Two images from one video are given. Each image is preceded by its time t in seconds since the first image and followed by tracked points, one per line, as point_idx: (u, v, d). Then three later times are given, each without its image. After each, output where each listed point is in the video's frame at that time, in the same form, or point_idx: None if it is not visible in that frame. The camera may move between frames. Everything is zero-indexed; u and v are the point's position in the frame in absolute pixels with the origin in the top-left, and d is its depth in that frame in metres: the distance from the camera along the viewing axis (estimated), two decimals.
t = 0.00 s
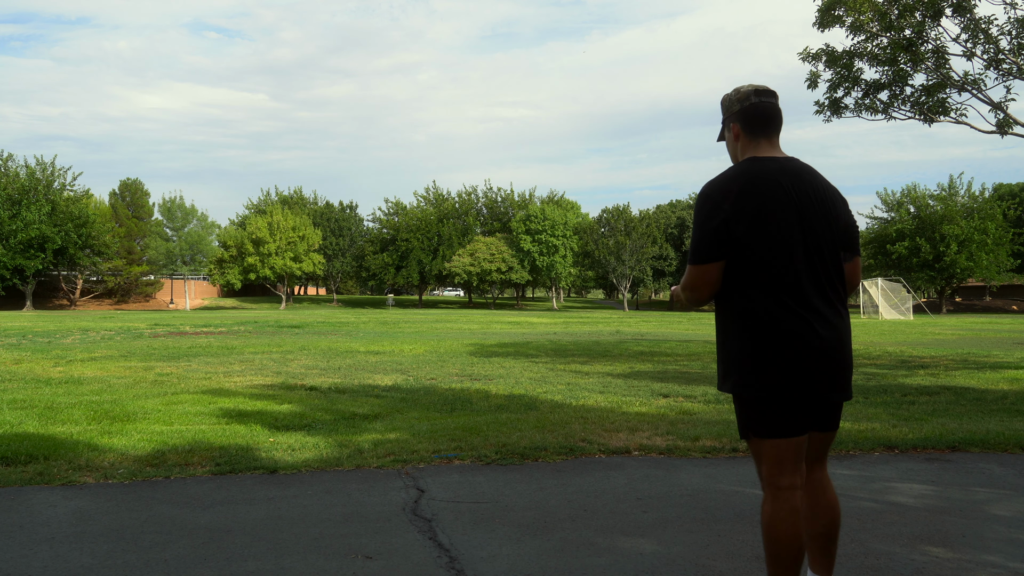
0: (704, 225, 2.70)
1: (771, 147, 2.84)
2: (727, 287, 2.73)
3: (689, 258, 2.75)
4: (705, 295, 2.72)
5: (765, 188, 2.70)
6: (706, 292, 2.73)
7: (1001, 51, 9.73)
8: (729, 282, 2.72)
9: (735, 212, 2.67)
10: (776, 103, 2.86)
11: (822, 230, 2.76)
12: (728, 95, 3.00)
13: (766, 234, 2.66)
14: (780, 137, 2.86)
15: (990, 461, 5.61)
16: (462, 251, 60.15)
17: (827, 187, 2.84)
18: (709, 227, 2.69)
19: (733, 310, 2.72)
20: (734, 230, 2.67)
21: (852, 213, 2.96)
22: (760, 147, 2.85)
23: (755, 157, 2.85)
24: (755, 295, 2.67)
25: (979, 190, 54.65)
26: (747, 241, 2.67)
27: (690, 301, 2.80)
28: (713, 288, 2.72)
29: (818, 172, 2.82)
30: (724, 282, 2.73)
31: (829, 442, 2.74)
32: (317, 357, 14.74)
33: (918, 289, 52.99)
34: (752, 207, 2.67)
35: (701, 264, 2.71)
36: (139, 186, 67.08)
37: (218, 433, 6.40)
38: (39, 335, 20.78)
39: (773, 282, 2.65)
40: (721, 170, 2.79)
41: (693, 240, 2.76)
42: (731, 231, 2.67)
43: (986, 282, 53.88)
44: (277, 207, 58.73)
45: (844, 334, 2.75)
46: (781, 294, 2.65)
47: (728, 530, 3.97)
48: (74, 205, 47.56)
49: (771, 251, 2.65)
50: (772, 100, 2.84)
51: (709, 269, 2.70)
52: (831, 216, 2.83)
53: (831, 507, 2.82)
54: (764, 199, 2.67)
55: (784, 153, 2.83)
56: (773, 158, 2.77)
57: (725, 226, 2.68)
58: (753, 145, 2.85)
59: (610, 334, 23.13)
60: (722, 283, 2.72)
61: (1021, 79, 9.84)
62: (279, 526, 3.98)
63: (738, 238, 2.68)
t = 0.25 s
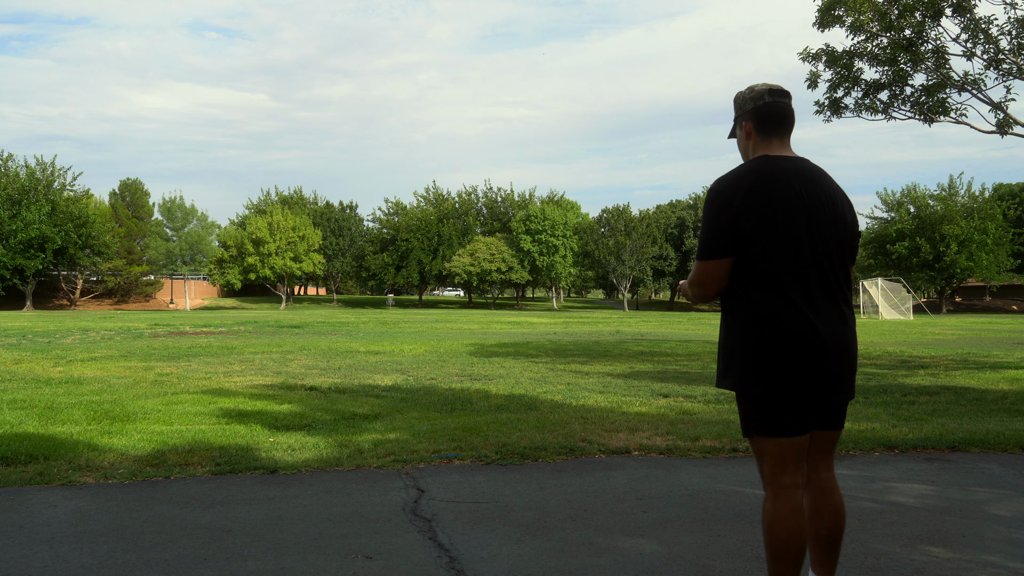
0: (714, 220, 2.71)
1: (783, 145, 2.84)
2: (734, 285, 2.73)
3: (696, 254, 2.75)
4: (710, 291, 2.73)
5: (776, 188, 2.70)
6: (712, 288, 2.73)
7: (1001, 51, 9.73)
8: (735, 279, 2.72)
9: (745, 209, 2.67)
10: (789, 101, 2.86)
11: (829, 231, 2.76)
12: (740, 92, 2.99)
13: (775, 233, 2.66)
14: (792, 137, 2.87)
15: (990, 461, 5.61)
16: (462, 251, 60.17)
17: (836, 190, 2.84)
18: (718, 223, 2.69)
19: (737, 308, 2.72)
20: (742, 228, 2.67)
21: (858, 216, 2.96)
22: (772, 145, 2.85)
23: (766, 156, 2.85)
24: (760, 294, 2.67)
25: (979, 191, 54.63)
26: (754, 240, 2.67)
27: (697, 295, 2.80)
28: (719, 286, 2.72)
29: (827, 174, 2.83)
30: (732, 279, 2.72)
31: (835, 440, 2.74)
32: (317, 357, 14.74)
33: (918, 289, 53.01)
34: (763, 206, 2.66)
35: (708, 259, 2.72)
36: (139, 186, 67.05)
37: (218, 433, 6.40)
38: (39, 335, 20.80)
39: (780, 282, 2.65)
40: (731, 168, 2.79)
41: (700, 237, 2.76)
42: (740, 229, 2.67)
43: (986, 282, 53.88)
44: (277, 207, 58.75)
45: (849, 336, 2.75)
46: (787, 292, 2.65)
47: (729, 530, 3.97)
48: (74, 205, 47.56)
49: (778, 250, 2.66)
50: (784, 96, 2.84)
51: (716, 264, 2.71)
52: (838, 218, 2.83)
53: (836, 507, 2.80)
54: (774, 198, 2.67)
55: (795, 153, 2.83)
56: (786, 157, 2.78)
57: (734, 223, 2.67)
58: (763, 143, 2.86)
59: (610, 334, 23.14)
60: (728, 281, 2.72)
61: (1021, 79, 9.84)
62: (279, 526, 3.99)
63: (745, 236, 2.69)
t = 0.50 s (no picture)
0: (722, 220, 2.71)
1: (791, 148, 2.84)
2: (742, 285, 2.72)
3: (705, 254, 2.75)
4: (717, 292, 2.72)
5: (785, 189, 2.70)
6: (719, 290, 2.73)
7: (1001, 51, 9.72)
8: (744, 280, 2.71)
9: (754, 210, 2.67)
10: (799, 103, 2.85)
11: (835, 233, 2.77)
12: (750, 90, 2.98)
13: (783, 234, 2.66)
14: (800, 138, 2.87)
15: (990, 461, 5.62)
16: (462, 251, 60.20)
17: (843, 193, 2.84)
18: (728, 222, 2.69)
19: (744, 308, 2.72)
20: (751, 229, 2.67)
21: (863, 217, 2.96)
22: (779, 147, 2.85)
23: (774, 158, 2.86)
24: (767, 295, 2.67)
25: (979, 191, 54.62)
26: (763, 242, 2.67)
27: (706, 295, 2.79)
28: (728, 285, 2.72)
29: (835, 176, 2.83)
30: (740, 279, 2.72)
31: (840, 441, 2.72)
32: (317, 357, 14.74)
33: (918, 288, 53.03)
34: (772, 208, 2.67)
35: (715, 261, 2.72)
36: (139, 186, 67.09)
37: (218, 433, 6.40)
38: (39, 335, 20.80)
39: (786, 282, 2.65)
40: (740, 167, 2.79)
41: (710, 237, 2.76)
42: (749, 229, 2.67)
43: (986, 282, 53.87)
44: (277, 207, 58.76)
45: (853, 336, 2.75)
46: (795, 293, 2.65)
47: (729, 530, 3.97)
48: (74, 205, 47.58)
49: (786, 251, 2.66)
50: (795, 97, 2.83)
51: (724, 264, 2.70)
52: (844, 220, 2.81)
53: (840, 509, 2.77)
54: (783, 199, 2.67)
55: (804, 154, 2.83)
56: (794, 159, 2.78)
57: (742, 224, 2.68)
58: (771, 143, 2.86)
59: (609, 334, 23.14)
60: (736, 281, 2.72)
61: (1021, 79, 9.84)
62: (279, 526, 3.98)
63: (753, 237, 2.69)
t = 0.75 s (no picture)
0: (730, 219, 2.70)
1: (799, 152, 2.84)
2: (748, 287, 2.72)
3: (711, 253, 2.74)
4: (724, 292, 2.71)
5: (793, 191, 2.70)
6: (725, 290, 2.72)
7: (1000, 51, 9.73)
8: (750, 280, 2.71)
9: (762, 210, 2.66)
10: (809, 107, 2.85)
11: (841, 235, 2.77)
12: (760, 90, 2.98)
13: (791, 236, 2.66)
14: (808, 141, 2.87)
15: (990, 461, 5.61)
16: (462, 251, 60.19)
17: (848, 196, 2.85)
18: (733, 222, 2.68)
19: (749, 308, 2.71)
20: (760, 230, 2.67)
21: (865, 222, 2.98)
22: (788, 150, 2.85)
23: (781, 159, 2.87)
24: (773, 297, 2.66)
25: (979, 190, 54.60)
26: (772, 242, 2.67)
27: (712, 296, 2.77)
28: (734, 284, 2.71)
29: (841, 178, 2.83)
30: (746, 281, 2.71)
31: (842, 439, 2.72)
32: (317, 357, 14.74)
33: (918, 288, 53.03)
34: (781, 210, 2.66)
35: (723, 260, 2.71)
36: (139, 186, 67.07)
37: (218, 433, 6.40)
38: (39, 335, 20.79)
39: (793, 284, 2.65)
40: (749, 168, 2.79)
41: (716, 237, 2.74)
42: (757, 230, 2.67)
43: (986, 282, 53.87)
44: (277, 207, 58.75)
45: (855, 337, 2.75)
46: (799, 294, 2.65)
47: (729, 530, 3.97)
48: (74, 205, 47.59)
49: (793, 251, 2.66)
50: (806, 100, 2.83)
51: (731, 264, 2.69)
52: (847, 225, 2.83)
53: (841, 509, 2.75)
54: (790, 200, 2.67)
55: (812, 157, 2.84)
56: (803, 161, 2.78)
57: (751, 225, 2.67)
58: (780, 145, 2.86)
59: (609, 334, 23.13)
60: (743, 281, 2.71)
61: (1020, 79, 9.84)
62: (279, 526, 3.98)
63: (761, 239, 2.69)
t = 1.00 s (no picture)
0: (739, 218, 2.70)
1: (806, 154, 2.84)
2: (755, 286, 2.72)
3: (719, 253, 2.74)
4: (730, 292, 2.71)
5: (801, 193, 2.71)
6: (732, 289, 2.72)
7: (1001, 52, 9.72)
8: (756, 280, 2.71)
9: (771, 212, 2.67)
10: (817, 109, 2.85)
11: (846, 239, 2.79)
12: (768, 92, 2.97)
13: (799, 238, 2.67)
14: (814, 144, 2.86)
15: (990, 461, 5.61)
16: (462, 251, 60.20)
17: (854, 200, 2.86)
18: (742, 222, 2.69)
19: (754, 308, 2.72)
20: (768, 232, 2.67)
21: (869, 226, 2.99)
22: (794, 152, 2.85)
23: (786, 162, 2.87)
24: (776, 299, 2.67)
25: (979, 190, 54.60)
26: (780, 245, 2.68)
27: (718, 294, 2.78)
28: (741, 285, 2.71)
29: (848, 182, 2.84)
30: (752, 280, 2.72)
31: (840, 440, 2.71)
32: (317, 357, 14.74)
33: (918, 288, 53.04)
34: (789, 212, 2.68)
35: (730, 260, 2.71)
36: (139, 186, 67.06)
37: (218, 433, 6.40)
38: (39, 335, 20.79)
39: (797, 285, 2.66)
40: (757, 170, 2.79)
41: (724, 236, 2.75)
42: (765, 231, 2.67)
43: (986, 282, 53.87)
44: (277, 207, 58.76)
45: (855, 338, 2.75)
46: (801, 298, 2.66)
47: (730, 530, 3.97)
48: (74, 205, 47.58)
49: (803, 253, 2.67)
50: (812, 104, 2.84)
51: (738, 264, 2.70)
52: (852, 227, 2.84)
53: (840, 509, 2.73)
54: (797, 202, 2.68)
55: (819, 160, 2.84)
56: (810, 164, 2.79)
57: (759, 227, 2.67)
58: (786, 147, 2.86)
59: (610, 334, 23.13)
60: (750, 281, 2.71)
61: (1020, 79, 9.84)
62: (279, 527, 3.98)
63: (770, 241, 2.69)
